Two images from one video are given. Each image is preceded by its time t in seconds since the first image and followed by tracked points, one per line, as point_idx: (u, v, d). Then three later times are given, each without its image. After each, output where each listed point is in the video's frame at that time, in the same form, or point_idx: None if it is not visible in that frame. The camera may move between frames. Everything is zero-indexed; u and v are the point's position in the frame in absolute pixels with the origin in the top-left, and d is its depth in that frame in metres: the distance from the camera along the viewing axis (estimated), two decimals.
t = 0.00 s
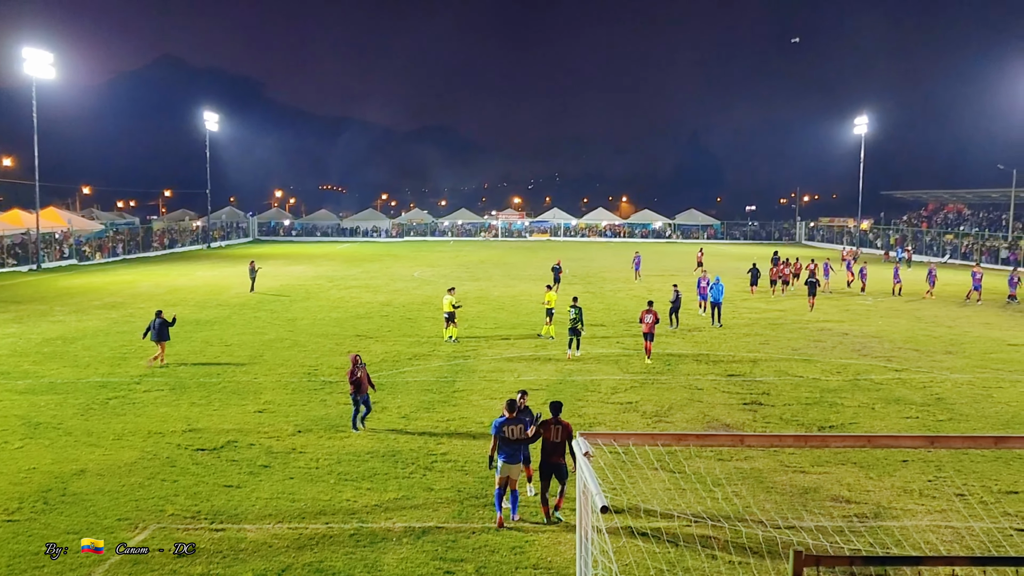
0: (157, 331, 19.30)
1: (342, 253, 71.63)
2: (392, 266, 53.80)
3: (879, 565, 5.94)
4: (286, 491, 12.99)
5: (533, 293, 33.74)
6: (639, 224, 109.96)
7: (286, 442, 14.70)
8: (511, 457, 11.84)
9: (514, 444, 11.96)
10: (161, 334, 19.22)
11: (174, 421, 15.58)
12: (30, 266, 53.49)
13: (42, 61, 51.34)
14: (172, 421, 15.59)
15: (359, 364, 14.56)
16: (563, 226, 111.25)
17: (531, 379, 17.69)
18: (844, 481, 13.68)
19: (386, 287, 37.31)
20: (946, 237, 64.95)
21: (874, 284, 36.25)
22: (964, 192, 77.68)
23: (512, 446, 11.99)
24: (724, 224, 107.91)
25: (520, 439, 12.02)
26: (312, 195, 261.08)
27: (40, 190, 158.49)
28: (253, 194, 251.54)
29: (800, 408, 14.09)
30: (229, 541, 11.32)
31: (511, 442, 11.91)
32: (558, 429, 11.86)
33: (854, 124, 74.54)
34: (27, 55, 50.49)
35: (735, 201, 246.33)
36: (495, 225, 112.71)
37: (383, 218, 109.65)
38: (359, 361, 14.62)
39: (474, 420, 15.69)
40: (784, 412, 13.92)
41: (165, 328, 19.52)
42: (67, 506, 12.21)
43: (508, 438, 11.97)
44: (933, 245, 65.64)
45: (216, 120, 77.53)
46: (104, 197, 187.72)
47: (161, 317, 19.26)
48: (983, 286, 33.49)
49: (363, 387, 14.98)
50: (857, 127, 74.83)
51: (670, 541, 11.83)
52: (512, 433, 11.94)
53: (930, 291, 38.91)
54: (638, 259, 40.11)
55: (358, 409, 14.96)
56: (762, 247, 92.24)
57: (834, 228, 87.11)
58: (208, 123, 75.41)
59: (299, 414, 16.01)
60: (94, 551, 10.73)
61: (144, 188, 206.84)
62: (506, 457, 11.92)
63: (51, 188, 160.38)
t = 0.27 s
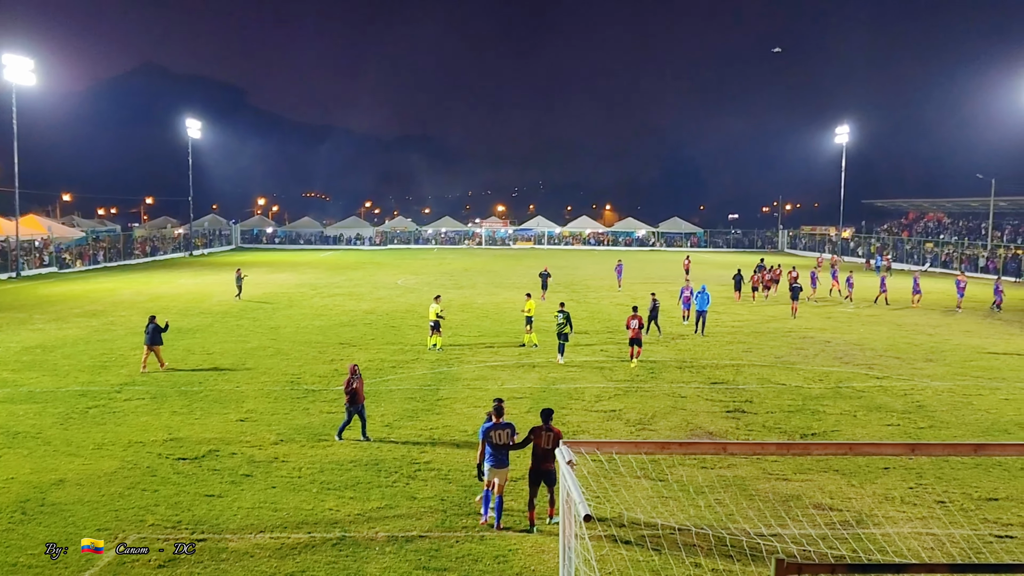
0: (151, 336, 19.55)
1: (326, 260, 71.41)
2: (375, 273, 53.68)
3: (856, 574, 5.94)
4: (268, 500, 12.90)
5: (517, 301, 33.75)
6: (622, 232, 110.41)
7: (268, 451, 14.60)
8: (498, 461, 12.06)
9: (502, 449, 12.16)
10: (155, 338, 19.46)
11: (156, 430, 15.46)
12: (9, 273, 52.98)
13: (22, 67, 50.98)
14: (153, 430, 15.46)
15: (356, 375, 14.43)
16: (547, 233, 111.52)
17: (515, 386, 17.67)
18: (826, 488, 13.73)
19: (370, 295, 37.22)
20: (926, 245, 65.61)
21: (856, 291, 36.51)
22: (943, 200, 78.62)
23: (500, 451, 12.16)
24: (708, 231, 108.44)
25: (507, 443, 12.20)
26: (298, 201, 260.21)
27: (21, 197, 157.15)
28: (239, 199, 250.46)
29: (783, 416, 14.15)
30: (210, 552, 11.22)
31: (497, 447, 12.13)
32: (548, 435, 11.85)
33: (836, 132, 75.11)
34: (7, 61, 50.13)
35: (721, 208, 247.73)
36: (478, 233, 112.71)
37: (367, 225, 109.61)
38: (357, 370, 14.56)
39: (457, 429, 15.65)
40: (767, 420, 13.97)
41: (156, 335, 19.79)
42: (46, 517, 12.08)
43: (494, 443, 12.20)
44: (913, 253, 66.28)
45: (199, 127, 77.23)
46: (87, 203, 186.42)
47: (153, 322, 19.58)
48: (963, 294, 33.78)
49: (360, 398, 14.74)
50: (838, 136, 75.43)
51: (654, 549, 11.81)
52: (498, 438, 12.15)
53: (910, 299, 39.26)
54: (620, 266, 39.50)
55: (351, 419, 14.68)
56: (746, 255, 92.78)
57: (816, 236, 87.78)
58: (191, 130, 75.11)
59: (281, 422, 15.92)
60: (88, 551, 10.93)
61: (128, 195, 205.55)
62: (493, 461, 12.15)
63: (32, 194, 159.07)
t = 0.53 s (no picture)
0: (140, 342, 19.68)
1: (306, 267, 71.10)
2: (355, 280, 53.50)
3: None
4: (246, 508, 12.81)
5: (496, 308, 33.74)
6: (602, 239, 110.81)
7: (246, 459, 14.49)
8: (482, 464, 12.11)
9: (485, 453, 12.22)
10: (145, 342, 19.55)
11: (132, 438, 15.30)
12: None
13: None
14: (129, 438, 15.30)
15: (347, 381, 14.40)
16: (527, 240, 111.73)
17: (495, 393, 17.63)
18: (804, 494, 13.80)
19: (349, 301, 37.09)
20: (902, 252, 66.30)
21: (835, 298, 36.73)
22: (920, 208, 79.59)
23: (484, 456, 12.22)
24: (687, 238, 108.90)
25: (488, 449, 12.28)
26: (279, 206, 258.92)
27: None
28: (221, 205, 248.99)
29: (761, 422, 14.21)
30: (187, 561, 11.11)
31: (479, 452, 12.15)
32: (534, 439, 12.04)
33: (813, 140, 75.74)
34: None
35: (704, 214, 249.26)
36: (458, 240, 112.67)
37: (346, 232, 109.40)
38: (349, 377, 14.49)
39: (437, 436, 15.60)
40: (746, 426, 14.03)
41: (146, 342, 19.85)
42: (19, 527, 11.91)
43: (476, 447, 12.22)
44: (890, 260, 66.95)
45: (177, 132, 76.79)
46: (65, 208, 184.64)
47: (143, 329, 19.81)
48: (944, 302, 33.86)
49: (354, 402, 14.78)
50: (815, 144, 76.08)
51: (633, 557, 11.80)
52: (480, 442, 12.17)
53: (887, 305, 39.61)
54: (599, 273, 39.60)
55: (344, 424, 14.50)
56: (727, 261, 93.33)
57: (793, 243, 88.54)
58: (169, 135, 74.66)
59: (259, 430, 15.81)
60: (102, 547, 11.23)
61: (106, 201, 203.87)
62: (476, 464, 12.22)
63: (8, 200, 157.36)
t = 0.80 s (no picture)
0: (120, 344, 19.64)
1: (280, 271, 70.69)
2: (330, 284, 53.27)
3: None
4: (218, 514, 12.68)
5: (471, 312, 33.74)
6: (577, 242, 111.14)
7: (218, 464, 14.36)
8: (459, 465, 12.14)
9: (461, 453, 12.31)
10: (126, 347, 19.53)
11: (101, 444, 15.11)
12: None
13: None
14: (98, 444, 15.10)
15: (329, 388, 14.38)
16: (502, 244, 111.79)
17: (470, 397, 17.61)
18: (776, 496, 13.90)
19: (324, 305, 36.93)
20: (872, 257, 67.24)
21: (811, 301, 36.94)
22: (890, 213, 80.90)
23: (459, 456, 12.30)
24: (661, 242, 109.49)
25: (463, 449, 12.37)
26: (252, 210, 256.86)
27: None
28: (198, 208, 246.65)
29: (734, 425, 14.30)
30: (157, 568, 10.97)
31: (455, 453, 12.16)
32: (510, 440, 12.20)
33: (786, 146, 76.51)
34: None
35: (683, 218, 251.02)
36: (432, 244, 112.56)
37: (320, 236, 108.94)
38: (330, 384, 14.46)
39: (411, 440, 15.55)
40: (719, 429, 14.11)
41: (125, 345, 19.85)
42: None
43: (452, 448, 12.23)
44: (860, 265, 67.89)
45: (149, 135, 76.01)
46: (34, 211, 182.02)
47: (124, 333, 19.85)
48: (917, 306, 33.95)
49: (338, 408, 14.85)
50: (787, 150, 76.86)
51: (607, 560, 11.81)
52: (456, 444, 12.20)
53: (859, 309, 40.13)
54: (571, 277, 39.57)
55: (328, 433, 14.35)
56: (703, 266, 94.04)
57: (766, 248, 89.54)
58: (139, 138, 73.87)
59: (231, 435, 15.67)
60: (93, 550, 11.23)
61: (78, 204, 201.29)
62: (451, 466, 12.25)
63: None
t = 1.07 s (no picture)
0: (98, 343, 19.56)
1: (251, 273, 70.08)
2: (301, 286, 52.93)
3: None
4: (187, 518, 12.54)
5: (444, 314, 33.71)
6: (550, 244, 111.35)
7: (187, 467, 14.22)
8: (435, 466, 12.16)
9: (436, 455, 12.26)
10: (104, 345, 19.49)
11: (67, 448, 14.88)
12: None
13: None
14: (64, 448, 14.88)
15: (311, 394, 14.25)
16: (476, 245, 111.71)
17: (443, 399, 17.60)
18: (747, 496, 14.00)
19: (295, 307, 36.69)
20: (842, 260, 68.23)
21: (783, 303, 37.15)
22: (859, 217, 82.17)
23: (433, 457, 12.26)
24: (634, 245, 110.00)
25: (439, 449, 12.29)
26: (222, 212, 254.48)
27: None
28: (173, 207, 243.74)
29: (705, 426, 14.39)
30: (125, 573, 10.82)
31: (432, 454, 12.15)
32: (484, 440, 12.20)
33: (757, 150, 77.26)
34: None
35: (659, 220, 252.71)
36: (405, 246, 112.34)
37: (293, 238, 108.26)
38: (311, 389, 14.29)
39: (383, 442, 15.52)
40: (690, 430, 14.18)
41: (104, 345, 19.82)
42: None
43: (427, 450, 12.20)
44: (830, 268, 68.87)
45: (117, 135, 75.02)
46: None
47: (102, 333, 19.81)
48: (889, 308, 34.34)
49: (319, 414, 14.95)
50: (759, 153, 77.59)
51: (579, 561, 11.84)
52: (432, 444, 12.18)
53: (829, 311, 40.64)
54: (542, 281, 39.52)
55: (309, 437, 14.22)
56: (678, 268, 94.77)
57: (737, 250, 90.50)
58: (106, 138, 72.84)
59: (201, 438, 15.52)
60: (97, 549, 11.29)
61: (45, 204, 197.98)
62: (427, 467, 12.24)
63: None
